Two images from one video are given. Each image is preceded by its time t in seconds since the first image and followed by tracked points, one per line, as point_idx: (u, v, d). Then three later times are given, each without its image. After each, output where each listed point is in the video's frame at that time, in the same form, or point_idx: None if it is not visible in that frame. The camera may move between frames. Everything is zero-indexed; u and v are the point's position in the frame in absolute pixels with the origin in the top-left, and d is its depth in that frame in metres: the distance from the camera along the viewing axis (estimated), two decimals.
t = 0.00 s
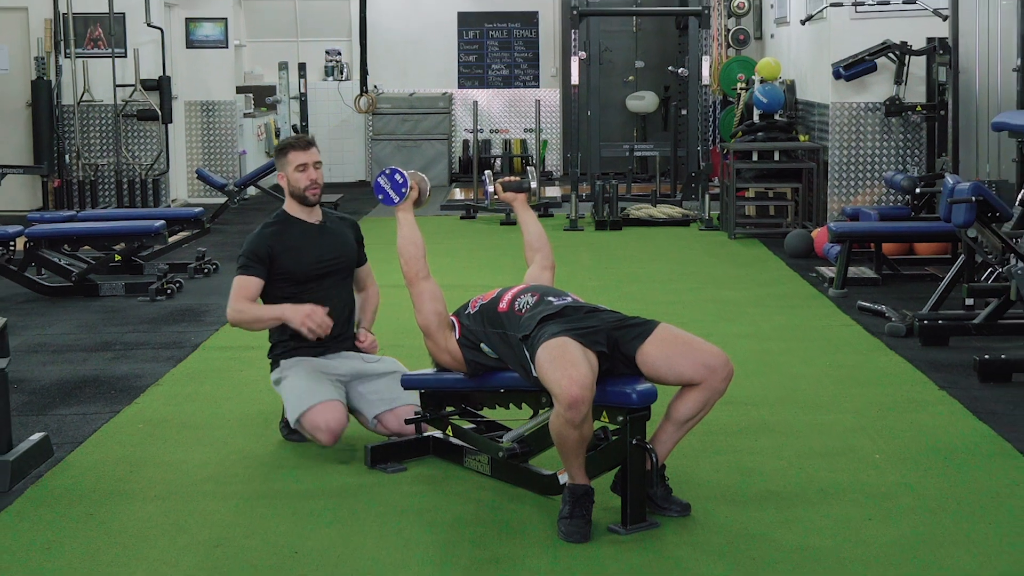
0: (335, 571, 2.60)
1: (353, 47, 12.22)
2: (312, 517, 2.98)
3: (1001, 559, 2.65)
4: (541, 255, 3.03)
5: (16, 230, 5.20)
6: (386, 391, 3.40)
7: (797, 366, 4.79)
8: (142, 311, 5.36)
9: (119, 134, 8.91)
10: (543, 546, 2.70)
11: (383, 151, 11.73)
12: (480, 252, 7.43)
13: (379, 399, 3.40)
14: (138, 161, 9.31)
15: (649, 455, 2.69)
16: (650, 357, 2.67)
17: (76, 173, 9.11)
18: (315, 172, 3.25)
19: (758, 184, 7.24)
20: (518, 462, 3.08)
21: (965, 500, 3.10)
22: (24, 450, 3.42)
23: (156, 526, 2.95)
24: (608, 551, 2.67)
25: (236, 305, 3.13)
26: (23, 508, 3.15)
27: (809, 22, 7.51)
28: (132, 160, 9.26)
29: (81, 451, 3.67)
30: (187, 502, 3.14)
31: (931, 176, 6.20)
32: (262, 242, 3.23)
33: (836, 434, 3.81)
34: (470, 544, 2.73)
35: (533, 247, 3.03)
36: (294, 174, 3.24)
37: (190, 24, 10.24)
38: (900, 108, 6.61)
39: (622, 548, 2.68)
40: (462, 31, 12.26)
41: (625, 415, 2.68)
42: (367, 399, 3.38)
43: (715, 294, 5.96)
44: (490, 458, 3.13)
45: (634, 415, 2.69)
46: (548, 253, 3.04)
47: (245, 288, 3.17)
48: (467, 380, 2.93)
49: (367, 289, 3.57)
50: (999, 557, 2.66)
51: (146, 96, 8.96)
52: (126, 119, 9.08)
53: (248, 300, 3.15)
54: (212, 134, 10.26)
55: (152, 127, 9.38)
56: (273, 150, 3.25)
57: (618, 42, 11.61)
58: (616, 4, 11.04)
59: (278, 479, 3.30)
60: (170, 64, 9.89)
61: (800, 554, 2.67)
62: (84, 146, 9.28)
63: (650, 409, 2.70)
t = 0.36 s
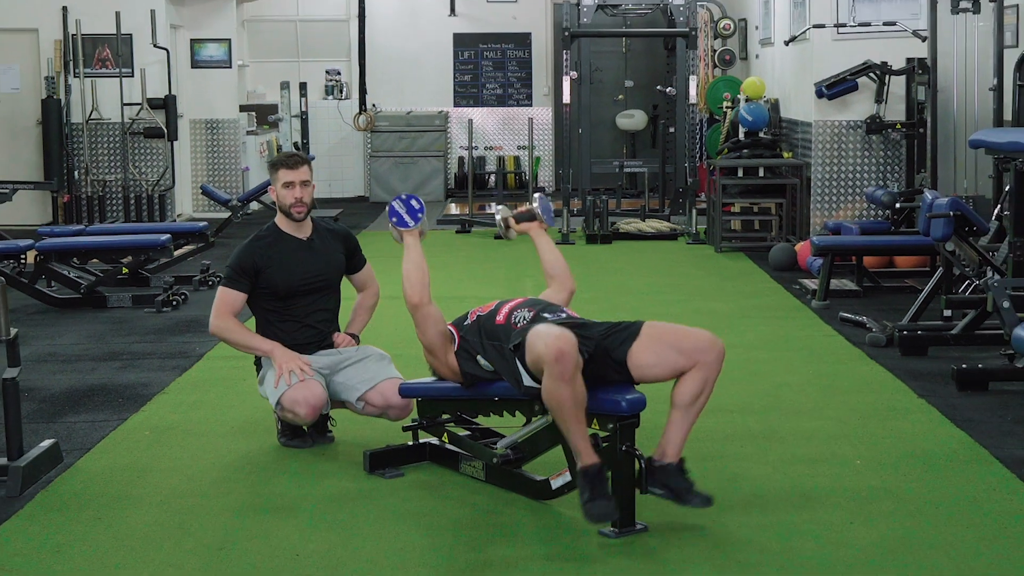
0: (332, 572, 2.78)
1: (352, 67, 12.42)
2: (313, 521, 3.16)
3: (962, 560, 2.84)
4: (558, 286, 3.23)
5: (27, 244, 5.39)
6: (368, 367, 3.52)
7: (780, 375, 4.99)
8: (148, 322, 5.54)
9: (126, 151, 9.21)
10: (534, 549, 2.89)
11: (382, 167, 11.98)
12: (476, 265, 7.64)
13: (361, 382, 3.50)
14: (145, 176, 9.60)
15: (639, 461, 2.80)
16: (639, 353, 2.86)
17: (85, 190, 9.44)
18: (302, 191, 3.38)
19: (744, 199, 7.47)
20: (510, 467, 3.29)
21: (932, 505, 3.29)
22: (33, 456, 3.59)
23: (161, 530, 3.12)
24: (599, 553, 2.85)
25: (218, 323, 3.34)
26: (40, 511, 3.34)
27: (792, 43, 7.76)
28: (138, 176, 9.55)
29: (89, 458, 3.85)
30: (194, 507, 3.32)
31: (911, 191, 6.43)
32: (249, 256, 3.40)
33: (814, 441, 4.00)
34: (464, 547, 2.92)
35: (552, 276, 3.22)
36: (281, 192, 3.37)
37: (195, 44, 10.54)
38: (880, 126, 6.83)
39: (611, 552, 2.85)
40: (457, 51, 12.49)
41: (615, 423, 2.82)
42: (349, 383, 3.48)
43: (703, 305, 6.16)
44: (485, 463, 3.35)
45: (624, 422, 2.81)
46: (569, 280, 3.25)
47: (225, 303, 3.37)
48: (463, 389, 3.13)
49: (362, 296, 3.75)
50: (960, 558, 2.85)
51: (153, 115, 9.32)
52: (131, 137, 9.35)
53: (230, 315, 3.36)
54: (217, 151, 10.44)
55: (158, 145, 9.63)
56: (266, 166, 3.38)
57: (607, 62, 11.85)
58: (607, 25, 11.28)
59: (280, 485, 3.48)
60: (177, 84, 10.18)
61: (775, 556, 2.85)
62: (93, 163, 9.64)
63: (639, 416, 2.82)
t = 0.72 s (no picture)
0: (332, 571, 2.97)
1: (351, 87, 12.64)
2: (316, 525, 3.34)
3: (928, 559, 3.04)
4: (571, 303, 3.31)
5: (37, 258, 5.60)
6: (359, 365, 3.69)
7: (763, 384, 5.20)
8: (155, 333, 5.74)
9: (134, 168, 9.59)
10: (526, 550, 3.07)
11: (380, 184, 12.29)
12: (471, 278, 7.87)
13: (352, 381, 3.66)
14: (152, 194, 10.01)
15: (627, 465, 3.00)
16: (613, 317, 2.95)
17: (93, 206, 9.79)
18: (303, 209, 3.55)
19: (729, 216, 7.73)
20: (503, 472, 3.47)
21: (902, 509, 3.49)
22: (43, 464, 3.78)
23: (167, 534, 3.31)
24: (590, 554, 3.04)
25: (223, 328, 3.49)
26: (57, 514, 3.52)
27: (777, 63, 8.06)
28: (145, 194, 9.98)
29: (96, 464, 4.04)
30: (202, 511, 3.50)
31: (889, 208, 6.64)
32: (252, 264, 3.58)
33: (793, 448, 4.21)
34: (460, 549, 3.10)
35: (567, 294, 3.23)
36: (283, 208, 3.55)
37: (199, 65, 10.65)
38: (860, 144, 7.14)
39: (598, 555, 3.04)
40: (453, 72, 12.73)
41: (605, 429, 3.00)
42: (339, 379, 3.64)
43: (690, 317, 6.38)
44: (480, 469, 3.54)
45: (613, 430, 2.99)
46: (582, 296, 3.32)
47: (230, 309, 3.54)
48: (457, 398, 3.37)
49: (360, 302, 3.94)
50: (927, 557, 3.05)
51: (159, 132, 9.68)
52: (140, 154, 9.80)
53: (234, 321, 3.53)
54: (220, 168, 10.77)
55: (164, 162, 10.10)
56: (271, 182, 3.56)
57: (598, 82, 12.10)
58: (597, 46, 11.56)
59: (284, 491, 3.67)
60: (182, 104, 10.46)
61: (753, 557, 3.04)
62: (102, 179, 10.03)
63: (628, 424, 3.01)
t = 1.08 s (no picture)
0: (334, 570, 3.14)
1: (350, 107, 12.90)
2: (316, 528, 3.50)
3: (897, 560, 3.21)
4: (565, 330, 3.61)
5: (48, 272, 5.85)
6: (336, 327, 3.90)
7: (747, 393, 5.42)
8: (161, 344, 5.97)
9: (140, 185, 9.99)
10: (517, 551, 3.23)
11: (378, 201, 12.55)
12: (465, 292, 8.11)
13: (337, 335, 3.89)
14: (160, 210, 10.42)
15: (615, 471, 3.16)
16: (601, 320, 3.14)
17: (103, 221, 10.21)
18: (331, 199, 3.54)
19: (714, 231, 8.02)
20: (498, 478, 3.66)
21: (875, 513, 3.67)
22: (52, 470, 3.95)
23: (174, 536, 3.47)
24: (579, 556, 3.20)
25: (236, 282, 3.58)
26: (70, 515, 3.70)
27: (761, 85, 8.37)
28: (153, 210, 10.40)
29: (104, 470, 4.22)
30: (208, 514, 3.67)
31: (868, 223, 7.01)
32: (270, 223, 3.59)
33: (774, 455, 4.39)
34: (455, 550, 3.26)
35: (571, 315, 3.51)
36: (315, 191, 3.53)
37: (204, 86, 10.91)
38: (841, 162, 7.43)
39: (588, 557, 3.19)
40: (448, 92, 12.98)
41: (595, 436, 3.18)
42: (325, 333, 3.87)
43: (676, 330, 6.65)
44: (474, 475, 3.72)
45: (602, 437, 3.18)
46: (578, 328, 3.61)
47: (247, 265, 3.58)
48: (451, 404, 3.63)
49: (354, 259, 3.95)
50: (899, 559, 3.22)
51: (165, 151, 10.06)
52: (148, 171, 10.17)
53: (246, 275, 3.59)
54: (225, 186, 11.01)
55: (171, 180, 10.39)
56: (306, 159, 3.51)
57: (588, 103, 12.35)
58: (587, 68, 11.84)
59: (285, 496, 3.83)
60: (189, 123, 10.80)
61: (732, 559, 3.21)
62: (111, 197, 10.40)
63: (617, 432, 3.20)
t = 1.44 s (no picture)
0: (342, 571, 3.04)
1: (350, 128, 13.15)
2: (311, 534, 3.35)
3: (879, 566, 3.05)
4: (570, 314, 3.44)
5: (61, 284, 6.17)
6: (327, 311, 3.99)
7: (740, 393, 5.49)
8: (168, 355, 6.20)
9: (149, 203, 10.40)
10: (511, 555, 3.13)
11: (377, 218, 12.81)
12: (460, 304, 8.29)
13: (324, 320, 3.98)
14: (166, 226, 10.79)
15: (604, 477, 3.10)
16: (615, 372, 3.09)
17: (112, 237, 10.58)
18: (336, 169, 3.59)
19: (699, 246, 8.31)
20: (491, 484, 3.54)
21: (869, 509, 3.59)
22: (63, 475, 3.79)
23: (180, 540, 3.33)
24: (571, 559, 3.10)
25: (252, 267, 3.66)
26: (81, 520, 3.54)
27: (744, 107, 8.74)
28: (159, 226, 10.76)
29: (113, 476, 4.06)
30: (217, 522, 3.50)
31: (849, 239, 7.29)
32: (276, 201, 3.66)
33: (774, 448, 4.35)
34: (452, 555, 3.14)
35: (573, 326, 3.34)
36: (319, 164, 3.58)
37: (209, 107, 11.21)
38: (823, 179, 7.73)
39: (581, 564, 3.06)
40: (444, 113, 13.26)
41: (584, 444, 3.09)
42: (314, 318, 3.96)
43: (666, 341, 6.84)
44: (468, 481, 3.58)
45: (593, 442, 3.08)
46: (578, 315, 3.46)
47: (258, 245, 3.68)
48: (447, 412, 3.51)
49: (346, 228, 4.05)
50: (901, 550, 3.18)
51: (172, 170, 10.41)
52: (155, 189, 10.58)
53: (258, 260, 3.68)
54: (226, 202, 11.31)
55: (176, 198, 10.86)
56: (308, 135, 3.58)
57: (579, 123, 12.68)
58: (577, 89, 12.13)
59: (285, 501, 3.69)
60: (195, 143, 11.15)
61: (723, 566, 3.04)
62: (119, 214, 10.82)
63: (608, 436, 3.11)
